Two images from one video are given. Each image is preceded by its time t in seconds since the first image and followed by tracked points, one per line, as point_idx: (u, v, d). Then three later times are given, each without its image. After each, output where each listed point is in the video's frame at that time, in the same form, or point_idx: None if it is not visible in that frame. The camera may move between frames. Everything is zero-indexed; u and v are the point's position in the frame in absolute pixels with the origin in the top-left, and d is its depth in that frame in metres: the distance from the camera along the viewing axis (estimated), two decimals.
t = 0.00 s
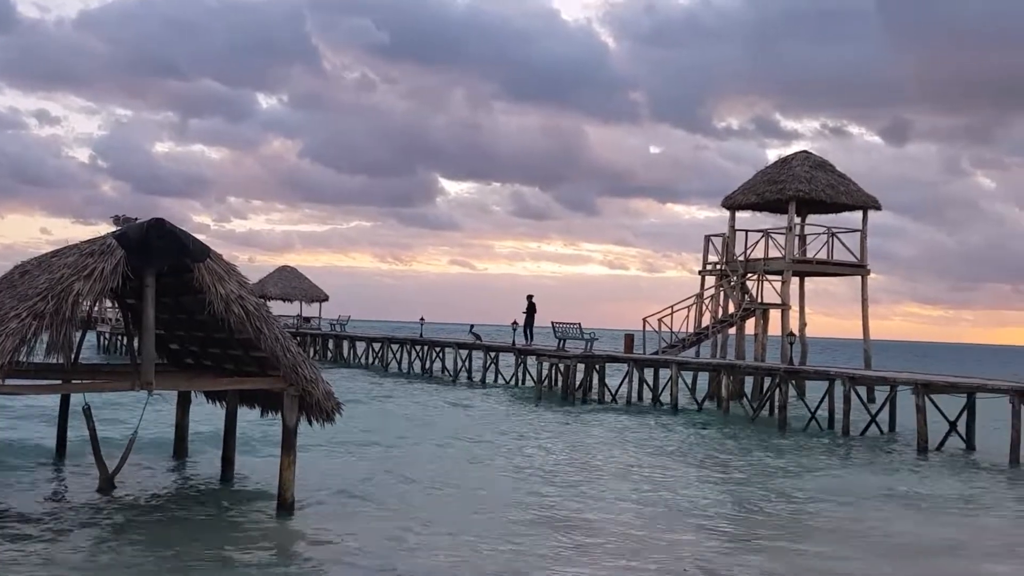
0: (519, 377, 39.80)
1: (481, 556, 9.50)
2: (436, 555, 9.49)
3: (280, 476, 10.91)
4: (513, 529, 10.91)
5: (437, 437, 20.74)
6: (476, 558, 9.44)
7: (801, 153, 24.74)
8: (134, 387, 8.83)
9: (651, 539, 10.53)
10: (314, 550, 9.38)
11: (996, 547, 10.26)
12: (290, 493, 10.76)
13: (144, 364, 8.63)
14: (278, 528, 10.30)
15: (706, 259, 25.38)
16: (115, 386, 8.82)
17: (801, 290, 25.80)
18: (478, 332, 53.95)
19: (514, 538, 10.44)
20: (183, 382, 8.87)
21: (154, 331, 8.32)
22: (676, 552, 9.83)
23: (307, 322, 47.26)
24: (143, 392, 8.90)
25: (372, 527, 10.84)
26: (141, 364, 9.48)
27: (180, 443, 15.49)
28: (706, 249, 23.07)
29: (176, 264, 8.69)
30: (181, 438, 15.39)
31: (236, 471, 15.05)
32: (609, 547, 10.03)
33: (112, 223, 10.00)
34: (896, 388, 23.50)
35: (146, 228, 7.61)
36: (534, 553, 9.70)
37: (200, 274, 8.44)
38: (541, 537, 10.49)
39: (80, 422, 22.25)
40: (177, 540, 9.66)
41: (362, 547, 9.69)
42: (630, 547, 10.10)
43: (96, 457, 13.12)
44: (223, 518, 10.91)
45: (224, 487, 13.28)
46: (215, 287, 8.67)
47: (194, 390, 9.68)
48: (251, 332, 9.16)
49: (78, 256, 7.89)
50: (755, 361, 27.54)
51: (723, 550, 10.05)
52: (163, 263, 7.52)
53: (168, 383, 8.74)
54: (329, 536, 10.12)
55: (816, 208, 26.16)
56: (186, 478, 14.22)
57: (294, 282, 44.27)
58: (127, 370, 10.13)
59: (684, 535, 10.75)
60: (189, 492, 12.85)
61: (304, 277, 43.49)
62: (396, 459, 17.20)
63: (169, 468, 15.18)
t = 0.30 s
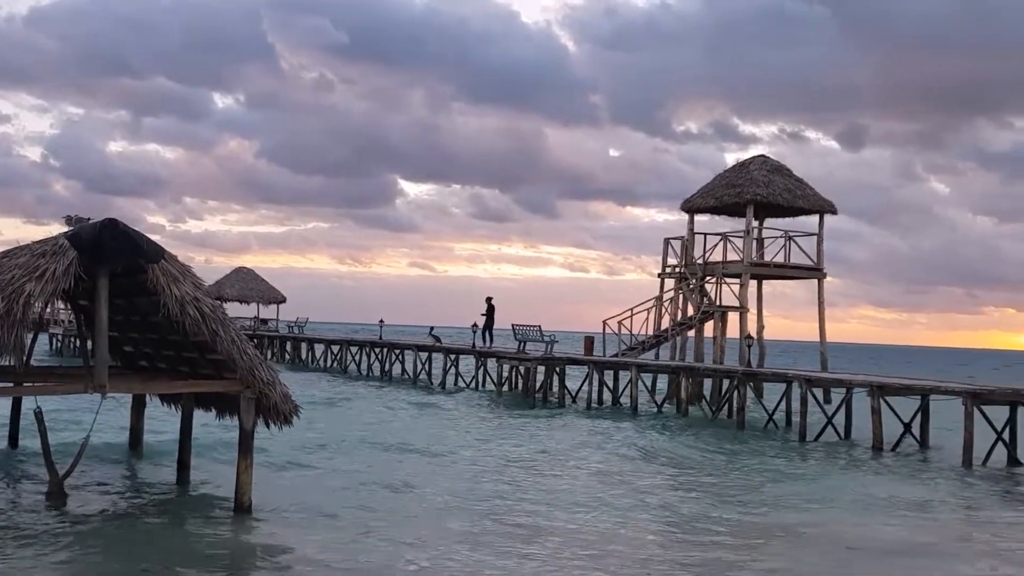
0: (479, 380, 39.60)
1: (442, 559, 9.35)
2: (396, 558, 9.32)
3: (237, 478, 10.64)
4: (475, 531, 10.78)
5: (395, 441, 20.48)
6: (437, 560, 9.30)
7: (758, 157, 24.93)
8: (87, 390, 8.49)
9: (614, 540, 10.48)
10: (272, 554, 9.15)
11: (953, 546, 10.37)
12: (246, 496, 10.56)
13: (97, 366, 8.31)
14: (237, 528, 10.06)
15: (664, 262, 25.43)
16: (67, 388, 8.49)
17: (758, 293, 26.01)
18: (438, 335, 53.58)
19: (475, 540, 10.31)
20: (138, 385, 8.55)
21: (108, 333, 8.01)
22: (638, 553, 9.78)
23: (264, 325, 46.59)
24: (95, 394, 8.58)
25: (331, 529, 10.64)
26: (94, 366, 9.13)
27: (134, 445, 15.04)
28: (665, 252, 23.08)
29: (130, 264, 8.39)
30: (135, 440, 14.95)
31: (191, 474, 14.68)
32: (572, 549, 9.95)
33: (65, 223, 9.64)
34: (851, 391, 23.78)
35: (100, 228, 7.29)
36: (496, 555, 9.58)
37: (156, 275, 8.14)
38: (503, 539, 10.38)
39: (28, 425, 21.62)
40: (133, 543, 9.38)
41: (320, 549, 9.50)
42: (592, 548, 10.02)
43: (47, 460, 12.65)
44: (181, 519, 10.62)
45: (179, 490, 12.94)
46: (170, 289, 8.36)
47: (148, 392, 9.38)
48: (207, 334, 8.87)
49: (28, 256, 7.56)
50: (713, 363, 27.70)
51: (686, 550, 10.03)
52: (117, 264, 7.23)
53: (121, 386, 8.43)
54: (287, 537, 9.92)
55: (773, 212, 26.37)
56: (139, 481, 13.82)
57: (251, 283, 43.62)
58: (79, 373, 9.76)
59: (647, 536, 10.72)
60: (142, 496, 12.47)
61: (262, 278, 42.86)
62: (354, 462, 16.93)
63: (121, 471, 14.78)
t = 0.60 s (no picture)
0: (434, 383, 39.27)
1: (395, 562, 9.12)
2: (347, 562, 9.06)
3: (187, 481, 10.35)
4: (429, 534, 10.56)
5: (349, 444, 20.13)
6: (389, 563, 9.07)
7: (714, 162, 25.08)
8: (33, 394, 8.09)
9: (572, 541, 10.34)
10: (225, 558, 8.86)
11: (906, 544, 10.43)
12: (198, 500, 10.26)
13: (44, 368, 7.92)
14: (186, 532, 9.74)
15: (621, 265, 25.44)
16: (12, 392, 8.06)
17: (714, 297, 26.17)
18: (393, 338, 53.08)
19: (429, 543, 10.09)
20: (86, 387, 8.18)
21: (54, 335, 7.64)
22: (596, 553, 9.66)
23: (216, 326, 45.72)
24: (41, 398, 8.16)
25: (282, 533, 10.35)
26: (39, 369, 8.71)
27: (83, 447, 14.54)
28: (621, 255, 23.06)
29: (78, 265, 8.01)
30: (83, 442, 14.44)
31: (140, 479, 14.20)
32: (528, 551, 9.79)
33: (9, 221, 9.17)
34: (804, 393, 23.99)
35: (47, 228, 6.95)
36: (451, 558, 9.38)
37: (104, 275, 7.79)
38: (457, 542, 10.18)
39: None
40: (79, 548, 9.04)
41: (270, 554, 9.21)
42: (549, 549, 9.87)
43: None
44: (128, 524, 10.26)
45: (128, 495, 12.50)
46: (118, 290, 8.01)
47: (96, 396, 9.01)
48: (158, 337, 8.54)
49: None
50: (668, 367, 27.77)
51: (644, 549, 9.93)
52: (65, 266, 6.92)
53: (70, 389, 8.06)
54: (237, 543, 9.62)
55: (728, 216, 26.54)
56: (85, 486, 13.33)
57: (203, 284, 42.74)
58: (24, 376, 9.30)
59: (605, 536, 10.61)
60: (88, 501, 12.02)
61: (214, 280, 42.02)
62: (308, 465, 16.59)
63: (66, 475, 14.27)
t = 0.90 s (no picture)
0: (388, 385, 38.88)
1: (346, 567, 8.91)
2: (295, 567, 8.84)
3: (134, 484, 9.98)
4: (381, 538, 10.36)
5: (300, 446, 19.76)
6: (340, 569, 8.84)
7: (668, 164, 25.19)
8: None
9: (527, 543, 10.22)
10: (172, 565, 8.57)
11: (858, 544, 10.48)
12: (145, 504, 9.88)
13: None
14: (133, 537, 9.44)
15: (575, 266, 25.42)
16: None
17: (667, 298, 26.28)
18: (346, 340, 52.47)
19: (381, 547, 9.90)
20: (31, 390, 7.85)
21: None
22: (551, 556, 9.54)
23: (165, 328, 44.75)
24: None
25: (230, 538, 10.06)
26: None
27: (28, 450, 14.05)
28: (576, 257, 23.05)
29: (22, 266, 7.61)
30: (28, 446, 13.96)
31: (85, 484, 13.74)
32: (482, 554, 9.63)
33: None
34: (755, 394, 24.18)
35: None
36: (403, 562, 9.18)
37: (51, 276, 7.44)
38: (410, 545, 9.98)
39: None
40: (22, 554, 8.73)
41: (219, 560, 8.94)
42: (502, 552, 9.73)
43: None
44: (76, 526, 9.99)
45: (72, 500, 12.10)
46: (65, 291, 7.62)
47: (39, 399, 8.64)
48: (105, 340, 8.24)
49: None
50: (623, 368, 27.82)
51: (599, 551, 9.85)
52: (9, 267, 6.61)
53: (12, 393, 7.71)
54: (184, 548, 9.32)
55: (682, 218, 26.69)
56: (27, 491, 12.84)
57: (152, 285, 41.77)
58: None
59: (560, 538, 10.52)
60: (29, 507, 11.58)
61: (163, 280, 41.08)
62: (258, 469, 16.23)
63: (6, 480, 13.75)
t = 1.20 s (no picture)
0: (342, 387, 38.44)
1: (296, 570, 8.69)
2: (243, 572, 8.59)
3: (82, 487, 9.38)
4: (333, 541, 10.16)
5: (253, 448, 19.38)
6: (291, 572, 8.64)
7: (622, 166, 25.28)
8: None
9: (482, 544, 10.08)
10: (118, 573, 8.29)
11: (809, 542, 10.53)
12: (93, 508, 9.31)
13: None
14: (78, 544, 9.10)
15: (530, 267, 25.38)
16: None
17: (622, 299, 26.37)
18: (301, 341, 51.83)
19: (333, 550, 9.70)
20: None
21: None
22: (505, 557, 9.42)
23: (115, 329, 43.76)
24: None
25: (178, 542, 9.80)
26: None
27: None
28: (531, 258, 22.99)
29: None
30: None
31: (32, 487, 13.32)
32: (436, 555, 9.47)
33: None
34: (708, 394, 24.34)
35: None
36: (355, 564, 9.01)
37: None
38: (362, 548, 9.79)
39: None
40: None
41: (165, 566, 8.67)
42: (457, 553, 9.59)
43: None
44: (22, 536, 9.54)
45: (16, 503, 11.70)
46: (8, 291, 7.31)
47: None
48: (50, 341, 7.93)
49: None
50: (578, 368, 27.83)
51: (555, 550, 9.76)
52: None
53: None
54: (130, 553, 9.04)
55: (636, 219, 26.77)
56: None
57: (101, 286, 40.79)
58: None
59: (514, 539, 10.41)
60: None
61: (112, 280, 40.14)
62: (208, 471, 15.86)
63: None
